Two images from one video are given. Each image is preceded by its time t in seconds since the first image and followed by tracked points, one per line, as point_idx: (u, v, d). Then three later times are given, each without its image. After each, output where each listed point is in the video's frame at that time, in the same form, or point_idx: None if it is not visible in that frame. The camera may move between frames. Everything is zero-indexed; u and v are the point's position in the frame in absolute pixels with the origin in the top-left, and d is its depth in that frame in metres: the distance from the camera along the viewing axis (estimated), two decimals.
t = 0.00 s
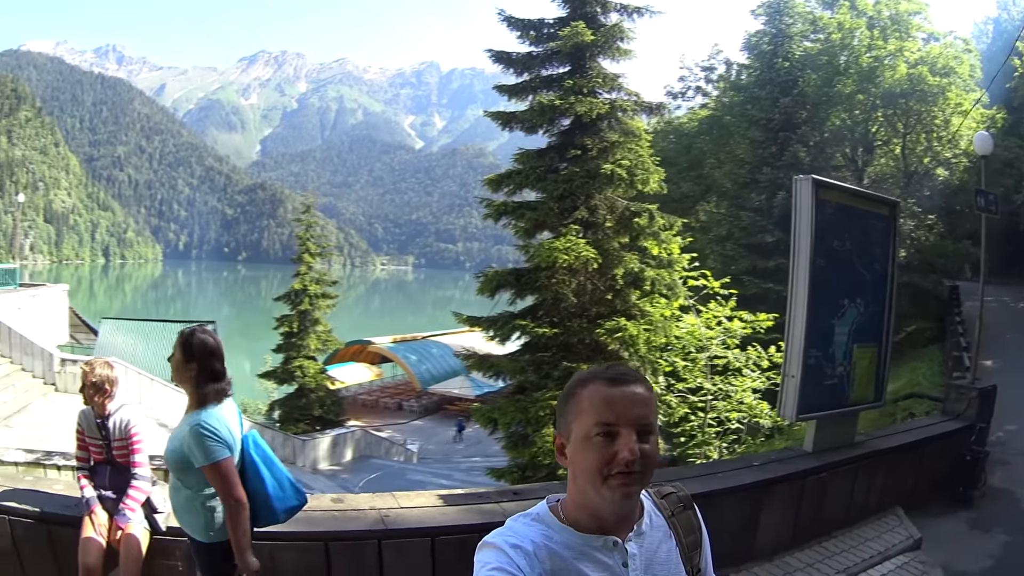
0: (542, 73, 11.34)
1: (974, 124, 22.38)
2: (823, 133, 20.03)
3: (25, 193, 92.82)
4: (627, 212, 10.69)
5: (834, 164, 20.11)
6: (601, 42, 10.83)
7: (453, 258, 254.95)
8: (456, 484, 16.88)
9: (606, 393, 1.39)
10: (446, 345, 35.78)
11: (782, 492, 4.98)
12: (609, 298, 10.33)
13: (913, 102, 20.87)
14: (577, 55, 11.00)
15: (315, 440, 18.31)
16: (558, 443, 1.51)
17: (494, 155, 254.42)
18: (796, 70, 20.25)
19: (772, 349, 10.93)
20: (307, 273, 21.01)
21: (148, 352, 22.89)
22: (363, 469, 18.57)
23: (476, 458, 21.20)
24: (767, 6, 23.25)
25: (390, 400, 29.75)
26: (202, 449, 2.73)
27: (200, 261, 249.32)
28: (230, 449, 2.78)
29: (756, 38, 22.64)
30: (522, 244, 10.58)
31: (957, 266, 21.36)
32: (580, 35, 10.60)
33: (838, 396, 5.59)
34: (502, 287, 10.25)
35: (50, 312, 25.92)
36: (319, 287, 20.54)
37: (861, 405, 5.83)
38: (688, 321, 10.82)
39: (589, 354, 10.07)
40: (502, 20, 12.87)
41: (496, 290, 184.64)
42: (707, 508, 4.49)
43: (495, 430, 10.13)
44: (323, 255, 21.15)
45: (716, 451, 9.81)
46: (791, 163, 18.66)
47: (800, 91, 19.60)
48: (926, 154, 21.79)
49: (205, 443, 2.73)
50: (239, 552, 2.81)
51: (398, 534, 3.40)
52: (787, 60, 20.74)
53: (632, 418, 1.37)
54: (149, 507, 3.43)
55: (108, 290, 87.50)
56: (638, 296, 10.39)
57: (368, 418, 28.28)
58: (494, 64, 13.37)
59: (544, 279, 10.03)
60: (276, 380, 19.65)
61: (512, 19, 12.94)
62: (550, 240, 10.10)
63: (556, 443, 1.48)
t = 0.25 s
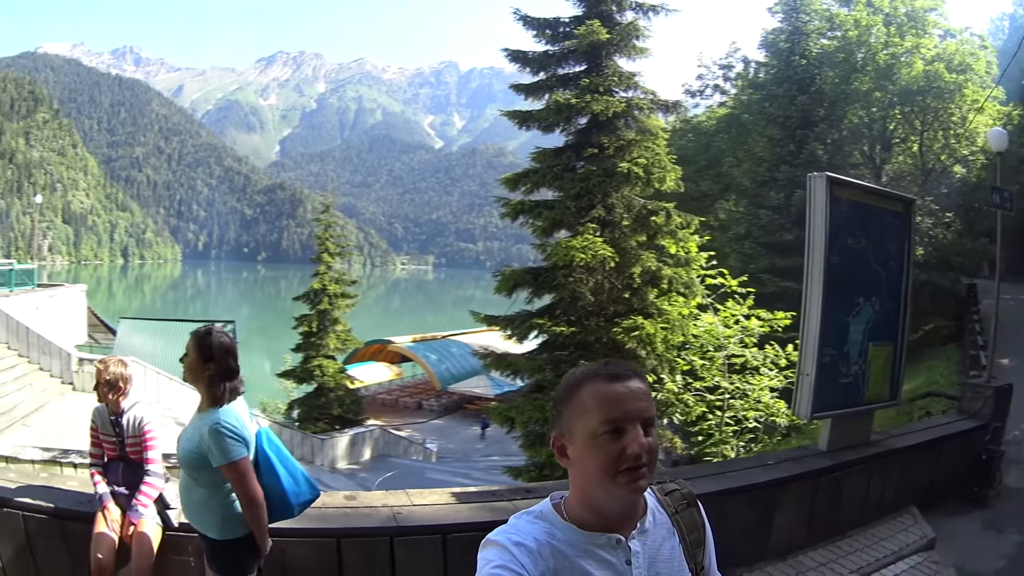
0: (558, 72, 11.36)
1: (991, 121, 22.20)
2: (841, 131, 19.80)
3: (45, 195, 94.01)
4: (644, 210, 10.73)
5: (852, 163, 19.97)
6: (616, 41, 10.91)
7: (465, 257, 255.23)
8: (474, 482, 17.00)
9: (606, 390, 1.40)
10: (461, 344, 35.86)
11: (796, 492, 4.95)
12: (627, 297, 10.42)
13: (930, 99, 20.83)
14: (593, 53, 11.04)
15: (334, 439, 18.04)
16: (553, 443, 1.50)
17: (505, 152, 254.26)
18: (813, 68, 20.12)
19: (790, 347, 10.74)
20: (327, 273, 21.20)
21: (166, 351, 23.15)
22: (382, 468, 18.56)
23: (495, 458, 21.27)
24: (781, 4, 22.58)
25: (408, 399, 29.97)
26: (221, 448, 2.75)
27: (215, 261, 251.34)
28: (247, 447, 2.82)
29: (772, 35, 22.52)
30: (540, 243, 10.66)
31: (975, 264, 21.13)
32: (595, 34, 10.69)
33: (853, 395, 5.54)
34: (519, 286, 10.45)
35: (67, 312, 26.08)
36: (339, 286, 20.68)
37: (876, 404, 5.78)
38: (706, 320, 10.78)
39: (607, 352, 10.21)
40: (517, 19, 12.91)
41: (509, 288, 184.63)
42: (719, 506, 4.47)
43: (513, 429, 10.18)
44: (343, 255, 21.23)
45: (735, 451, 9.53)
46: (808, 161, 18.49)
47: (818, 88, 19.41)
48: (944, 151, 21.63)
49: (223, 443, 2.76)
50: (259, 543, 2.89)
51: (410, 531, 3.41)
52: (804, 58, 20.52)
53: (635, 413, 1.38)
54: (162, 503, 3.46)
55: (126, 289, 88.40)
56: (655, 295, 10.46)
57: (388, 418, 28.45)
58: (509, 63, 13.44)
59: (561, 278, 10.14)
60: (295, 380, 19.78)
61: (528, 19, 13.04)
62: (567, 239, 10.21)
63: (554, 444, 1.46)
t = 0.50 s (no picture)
0: (574, 72, 11.37)
1: (1008, 122, 21.96)
2: (860, 132, 19.70)
3: (64, 195, 95.27)
4: (661, 211, 10.71)
5: (871, 163, 19.84)
6: (632, 41, 10.92)
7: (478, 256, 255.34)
8: (491, 482, 17.04)
9: (610, 388, 1.39)
10: (479, 344, 35.90)
11: (807, 494, 4.92)
12: (643, 297, 10.36)
13: (947, 100, 20.48)
14: (610, 53, 11.05)
15: (352, 439, 17.92)
16: (552, 441, 1.49)
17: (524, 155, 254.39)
18: (831, 67, 20.00)
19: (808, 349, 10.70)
20: (346, 273, 21.23)
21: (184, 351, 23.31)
22: (400, 467, 18.63)
23: (513, 458, 21.30)
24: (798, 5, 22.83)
25: (428, 400, 30.10)
26: (230, 446, 2.76)
27: (230, 260, 253.28)
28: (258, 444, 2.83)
29: (789, 35, 22.40)
30: (556, 243, 10.68)
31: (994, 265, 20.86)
32: (611, 34, 10.69)
33: (867, 395, 5.50)
34: (536, 286, 10.46)
35: (85, 311, 26.31)
36: (358, 287, 20.70)
37: (890, 405, 5.73)
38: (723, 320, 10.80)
39: (624, 352, 10.20)
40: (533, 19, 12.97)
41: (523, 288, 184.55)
42: (729, 507, 4.45)
43: (530, 429, 10.19)
44: (362, 255, 21.28)
45: (751, 452, 9.56)
46: (826, 162, 18.36)
47: (836, 88, 19.15)
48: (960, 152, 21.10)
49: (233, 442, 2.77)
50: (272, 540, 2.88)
51: (419, 529, 3.42)
52: (822, 58, 20.51)
53: (639, 412, 1.38)
54: (173, 499, 3.49)
55: (145, 289, 89.43)
56: (673, 295, 10.41)
57: (407, 418, 28.61)
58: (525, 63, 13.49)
59: (578, 278, 10.10)
60: (314, 380, 19.89)
61: (544, 20, 13.08)
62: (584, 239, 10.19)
63: (554, 443, 1.45)
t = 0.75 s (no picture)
0: (593, 72, 11.42)
1: None
2: (879, 132, 19.65)
3: (86, 195, 96.72)
4: (679, 211, 10.83)
5: (890, 163, 19.70)
6: (650, 41, 10.91)
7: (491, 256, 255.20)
8: (510, 481, 17.03)
9: (623, 391, 1.38)
10: (497, 343, 35.87)
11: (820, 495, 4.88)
12: (661, 297, 10.45)
13: (965, 99, 20.19)
14: (628, 53, 11.08)
15: (370, 438, 17.88)
16: (556, 443, 1.45)
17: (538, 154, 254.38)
18: (850, 67, 19.90)
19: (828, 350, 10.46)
20: (366, 272, 21.37)
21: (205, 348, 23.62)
22: (418, 466, 18.65)
23: (532, 458, 21.25)
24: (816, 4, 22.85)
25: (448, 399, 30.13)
26: (227, 440, 2.80)
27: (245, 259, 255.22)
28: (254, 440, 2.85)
29: (807, 35, 22.31)
30: (575, 242, 10.78)
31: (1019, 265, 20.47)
32: (629, 33, 10.72)
33: (882, 397, 5.46)
34: (554, 286, 10.52)
35: (105, 310, 26.65)
36: (378, 286, 20.72)
37: (905, 407, 5.68)
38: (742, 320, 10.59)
39: (641, 352, 10.31)
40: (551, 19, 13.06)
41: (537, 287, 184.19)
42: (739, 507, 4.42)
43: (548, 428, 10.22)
44: (384, 254, 21.29)
45: (769, 453, 9.26)
46: (846, 162, 18.51)
47: (855, 88, 19.28)
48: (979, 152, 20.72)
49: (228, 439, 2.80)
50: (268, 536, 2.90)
51: (429, 528, 3.42)
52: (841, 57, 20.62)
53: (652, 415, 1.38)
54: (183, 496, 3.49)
55: (165, 287, 90.57)
56: (691, 295, 10.50)
57: (426, 417, 28.63)
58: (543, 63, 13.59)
59: (596, 278, 10.17)
60: (333, 378, 20.00)
61: (563, 20, 13.15)
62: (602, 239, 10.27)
63: (561, 445, 1.42)
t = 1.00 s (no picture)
0: (610, 71, 11.45)
1: None
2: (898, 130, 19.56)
3: (106, 197, 98.26)
4: (697, 210, 10.66)
5: (909, 161, 19.50)
6: (666, 39, 10.89)
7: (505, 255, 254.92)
8: (531, 481, 17.00)
9: (638, 393, 1.38)
10: (518, 343, 35.79)
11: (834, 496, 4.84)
12: (680, 297, 10.36)
13: (982, 97, 19.89)
14: (645, 52, 11.09)
15: (390, 437, 17.97)
16: (563, 442, 1.43)
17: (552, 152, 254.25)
18: (868, 65, 19.76)
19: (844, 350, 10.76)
20: (387, 272, 21.09)
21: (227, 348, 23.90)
22: (437, 465, 18.63)
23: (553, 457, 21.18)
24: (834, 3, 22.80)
25: (469, 399, 30.04)
26: (214, 431, 2.86)
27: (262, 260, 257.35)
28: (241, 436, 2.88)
29: (826, 33, 22.21)
30: (593, 242, 10.81)
31: None
32: (646, 32, 10.70)
33: (898, 397, 5.40)
34: (572, 286, 10.50)
35: (125, 310, 26.92)
36: (398, 286, 20.63)
37: (921, 407, 5.62)
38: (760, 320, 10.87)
39: (660, 352, 10.22)
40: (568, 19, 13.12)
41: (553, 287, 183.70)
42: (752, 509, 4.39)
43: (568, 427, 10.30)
44: (404, 255, 21.10)
45: (786, 453, 9.74)
46: (865, 161, 18.54)
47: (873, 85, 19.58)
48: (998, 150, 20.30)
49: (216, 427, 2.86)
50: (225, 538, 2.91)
51: (442, 527, 3.41)
52: (859, 55, 20.57)
53: (663, 416, 1.39)
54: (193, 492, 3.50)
55: (186, 288, 91.75)
56: (709, 295, 10.42)
57: (447, 417, 28.54)
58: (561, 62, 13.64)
59: (614, 278, 10.15)
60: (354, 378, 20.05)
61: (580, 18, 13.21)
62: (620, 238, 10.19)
63: (570, 445, 1.39)
